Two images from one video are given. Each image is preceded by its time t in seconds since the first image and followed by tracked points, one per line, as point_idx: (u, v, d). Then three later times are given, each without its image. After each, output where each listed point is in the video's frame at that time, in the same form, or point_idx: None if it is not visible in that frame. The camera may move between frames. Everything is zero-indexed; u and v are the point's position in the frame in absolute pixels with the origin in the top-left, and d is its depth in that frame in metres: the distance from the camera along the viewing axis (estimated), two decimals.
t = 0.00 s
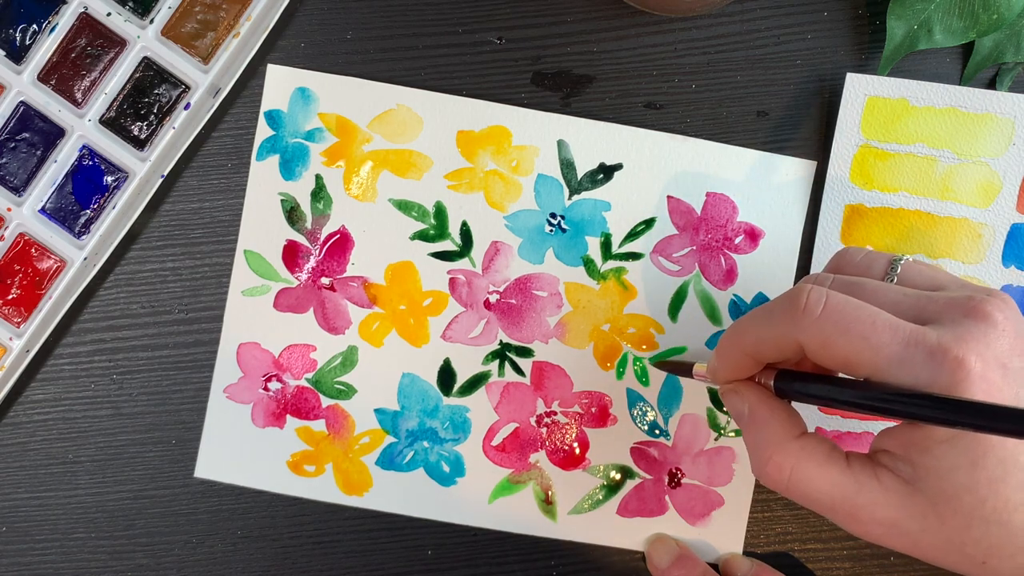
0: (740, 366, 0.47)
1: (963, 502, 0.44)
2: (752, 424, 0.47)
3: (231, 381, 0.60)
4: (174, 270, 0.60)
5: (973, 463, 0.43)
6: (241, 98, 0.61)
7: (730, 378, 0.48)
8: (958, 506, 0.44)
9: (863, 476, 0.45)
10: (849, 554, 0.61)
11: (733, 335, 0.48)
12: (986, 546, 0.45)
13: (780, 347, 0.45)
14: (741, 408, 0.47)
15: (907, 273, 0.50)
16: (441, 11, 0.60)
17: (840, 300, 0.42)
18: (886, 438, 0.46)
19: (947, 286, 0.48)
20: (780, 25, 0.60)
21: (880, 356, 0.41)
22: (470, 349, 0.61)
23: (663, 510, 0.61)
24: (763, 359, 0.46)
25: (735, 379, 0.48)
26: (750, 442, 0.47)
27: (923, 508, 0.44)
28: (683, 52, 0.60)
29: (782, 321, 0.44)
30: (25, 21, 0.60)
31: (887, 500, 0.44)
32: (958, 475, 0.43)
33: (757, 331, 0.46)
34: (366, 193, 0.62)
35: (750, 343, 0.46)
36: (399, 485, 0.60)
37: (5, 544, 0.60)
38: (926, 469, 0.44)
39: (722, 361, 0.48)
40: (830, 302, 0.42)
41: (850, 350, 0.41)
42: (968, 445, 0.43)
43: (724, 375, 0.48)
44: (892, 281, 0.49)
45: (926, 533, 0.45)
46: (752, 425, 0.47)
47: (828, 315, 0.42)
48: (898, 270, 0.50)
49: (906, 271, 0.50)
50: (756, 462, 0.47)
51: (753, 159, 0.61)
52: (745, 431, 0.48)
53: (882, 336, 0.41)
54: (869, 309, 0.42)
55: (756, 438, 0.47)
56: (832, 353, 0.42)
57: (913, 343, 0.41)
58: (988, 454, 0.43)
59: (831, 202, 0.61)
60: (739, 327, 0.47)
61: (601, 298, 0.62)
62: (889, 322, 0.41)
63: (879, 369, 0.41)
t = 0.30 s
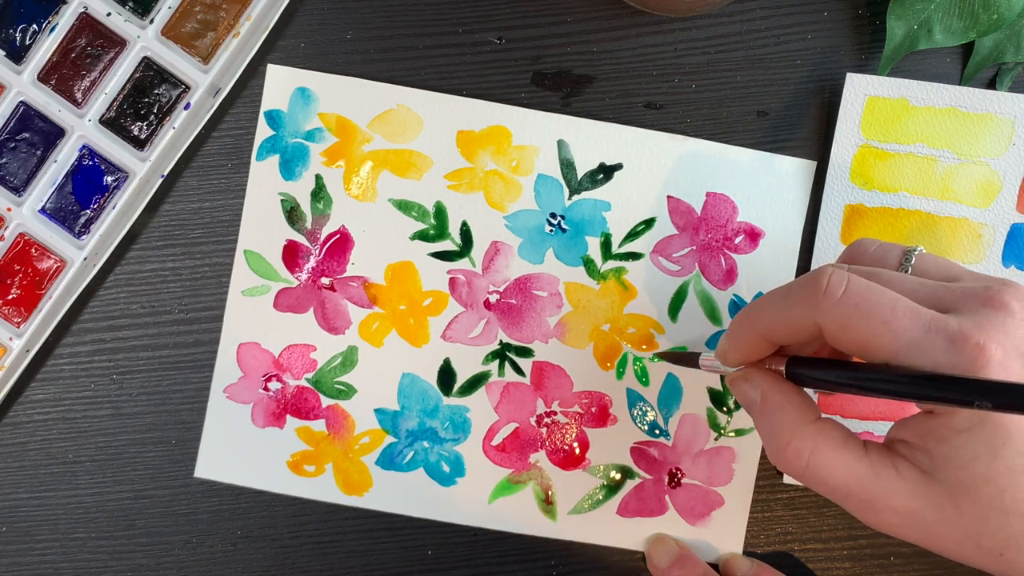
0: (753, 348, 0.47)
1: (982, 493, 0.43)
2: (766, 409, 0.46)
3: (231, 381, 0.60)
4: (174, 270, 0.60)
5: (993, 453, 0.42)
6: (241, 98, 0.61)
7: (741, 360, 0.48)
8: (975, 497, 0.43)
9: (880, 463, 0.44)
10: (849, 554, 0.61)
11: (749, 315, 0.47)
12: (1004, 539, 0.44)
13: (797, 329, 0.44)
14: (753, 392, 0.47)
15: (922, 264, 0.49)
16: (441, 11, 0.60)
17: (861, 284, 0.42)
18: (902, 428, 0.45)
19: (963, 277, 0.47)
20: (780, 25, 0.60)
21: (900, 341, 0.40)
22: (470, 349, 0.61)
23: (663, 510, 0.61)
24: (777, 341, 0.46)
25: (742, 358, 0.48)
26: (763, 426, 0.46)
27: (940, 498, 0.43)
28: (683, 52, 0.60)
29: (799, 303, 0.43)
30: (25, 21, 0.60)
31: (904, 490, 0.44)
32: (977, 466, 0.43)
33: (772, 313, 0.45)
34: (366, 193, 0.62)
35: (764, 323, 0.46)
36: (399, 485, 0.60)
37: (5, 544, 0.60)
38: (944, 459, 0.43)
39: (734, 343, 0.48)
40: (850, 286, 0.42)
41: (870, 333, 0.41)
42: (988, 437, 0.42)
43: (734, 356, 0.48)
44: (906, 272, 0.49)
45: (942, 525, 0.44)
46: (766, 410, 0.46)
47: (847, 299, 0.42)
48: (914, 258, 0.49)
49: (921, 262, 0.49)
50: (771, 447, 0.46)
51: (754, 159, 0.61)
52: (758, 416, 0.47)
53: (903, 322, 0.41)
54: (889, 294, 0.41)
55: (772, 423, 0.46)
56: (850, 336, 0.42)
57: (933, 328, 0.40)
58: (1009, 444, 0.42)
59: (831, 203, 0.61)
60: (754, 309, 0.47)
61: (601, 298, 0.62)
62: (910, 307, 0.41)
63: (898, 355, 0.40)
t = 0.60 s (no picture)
0: (773, 357, 0.45)
1: None
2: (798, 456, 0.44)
3: (231, 381, 0.60)
4: (174, 270, 0.60)
5: None
6: (241, 98, 0.61)
7: (758, 372, 0.45)
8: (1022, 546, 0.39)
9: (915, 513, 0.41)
10: (849, 555, 0.61)
11: (770, 322, 0.45)
12: None
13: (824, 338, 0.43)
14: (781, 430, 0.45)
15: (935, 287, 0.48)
16: (441, 11, 0.60)
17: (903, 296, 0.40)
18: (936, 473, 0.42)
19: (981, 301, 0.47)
20: (780, 25, 0.60)
21: (941, 359, 0.39)
22: (470, 349, 0.61)
23: (663, 510, 0.61)
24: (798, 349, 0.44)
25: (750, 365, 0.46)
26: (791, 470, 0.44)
27: (985, 546, 0.40)
28: (683, 52, 0.60)
29: (833, 310, 0.42)
30: (25, 21, 0.60)
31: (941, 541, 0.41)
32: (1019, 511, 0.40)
33: (796, 319, 0.44)
34: (366, 193, 0.62)
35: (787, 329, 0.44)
36: (399, 485, 0.60)
37: (5, 544, 0.60)
38: (983, 501, 0.40)
39: (751, 352, 0.45)
40: (889, 297, 0.40)
41: (908, 344, 0.39)
42: None
43: (749, 365, 0.46)
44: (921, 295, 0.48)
45: None
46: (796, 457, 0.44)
47: (886, 309, 0.40)
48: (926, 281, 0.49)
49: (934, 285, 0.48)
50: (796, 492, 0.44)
51: (754, 159, 0.61)
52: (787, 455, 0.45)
53: (945, 337, 0.39)
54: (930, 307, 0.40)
55: (803, 466, 0.43)
56: (889, 347, 0.40)
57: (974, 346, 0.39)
58: None
59: (831, 203, 0.61)
60: (777, 316, 0.45)
61: (601, 298, 0.62)
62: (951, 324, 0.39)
63: (936, 373, 0.39)
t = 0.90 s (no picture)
0: (806, 341, 0.40)
1: None
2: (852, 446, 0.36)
3: (231, 381, 0.60)
4: (174, 270, 0.60)
5: None
6: (241, 98, 0.61)
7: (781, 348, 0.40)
8: None
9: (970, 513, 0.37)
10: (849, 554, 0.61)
11: (810, 303, 0.39)
12: None
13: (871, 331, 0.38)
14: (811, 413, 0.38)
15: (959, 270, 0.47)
16: (441, 11, 0.60)
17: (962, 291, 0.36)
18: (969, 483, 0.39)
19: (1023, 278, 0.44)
20: (780, 25, 0.60)
21: (1003, 370, 0.35)
22: (470, 349, 0.61)
23: (663, 510, 0.61)
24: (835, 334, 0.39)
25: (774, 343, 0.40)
26: (836, 463, 0.37)
27: None
28: (683, 52, 0.60)
29: (890, 301, 0.37)
30: (25, 21, 0.60)
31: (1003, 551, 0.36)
32: None
33: (842, 304, 0.38)
34: (366, 193, 0.62)
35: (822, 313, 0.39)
36: (399, 485, 0.60)
37: (5, 544, 0.60)
38: None
39: (782, 328, 0.40)
40: (953, 294, 0.36)
41: (966, 355, 0.35)
42: None
43: (775, 341, 0.40)
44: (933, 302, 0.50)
45: None
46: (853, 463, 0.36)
47: (951, 309, 0.35)
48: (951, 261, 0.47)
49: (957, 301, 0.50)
50: (851, 490, 0.37)
51: (755, 159, 0.61)
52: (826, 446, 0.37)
53: (1009, 349, 0.35)
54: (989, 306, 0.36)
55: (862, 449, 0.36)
56: (946, 350, 0.36)
57: None
58: None
59: (831, 203, 0.61)
60: (817, 292, 0.39)
61: (601, 298, 0.62)
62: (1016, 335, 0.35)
63: (994, 380, 0.35)
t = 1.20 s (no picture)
0: (722, 253, 0.44)
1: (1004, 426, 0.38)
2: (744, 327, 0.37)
3: (231, 381, 0.60)
4: (174, 270, 0.60)
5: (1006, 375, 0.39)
6: (241, 98, 0.60)
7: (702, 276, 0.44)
8: (992, 431, 0.38)
9: (892, 403, 0.38)
10: (849, 554, 0.61)
11: (718, 216, 0.43)
12: None
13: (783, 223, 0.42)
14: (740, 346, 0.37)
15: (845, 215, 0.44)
16: (441, 11, 0.60)
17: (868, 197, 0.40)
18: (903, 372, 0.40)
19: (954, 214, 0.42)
20: (780, 25, 0.60)
21: (907, 237, 0.39)
22: (470, 349, 0.61)
23: (663, 510, 0.61)
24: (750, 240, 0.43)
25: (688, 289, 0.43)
26: (749, 376, 0.37)
27: (967, 437, 0.37)
28: (683, 52, 0.60)
29: (790, 188, 0.41)
30: (25, 21, 0.60)
31: (921, 423, 0.37)
32: (995, 410, 0.38)
33: (746, 203, 0.42)
34: (366, 193, 0.61)
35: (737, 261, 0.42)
36: (399, 485, 0.60)
37: (5, 544, 0.60)
38: (958, 389, 0.38)
39: (697, 256, 0.44)
40: (845, 179, 0.40)
41: (869, 225, 0.40)
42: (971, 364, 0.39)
43: (692, 269, 0.43)
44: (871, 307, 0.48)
45: (966, 484, 0.37)
46: (757, 345, 0.37)
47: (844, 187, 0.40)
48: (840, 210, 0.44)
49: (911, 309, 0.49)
50: (760, 381, 0.37)
51: (755, 159, 0.61)
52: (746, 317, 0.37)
53: (907, 217, 0.40)
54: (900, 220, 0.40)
55: (767, 359, 0.36)
56: (846, 220, 0.40)
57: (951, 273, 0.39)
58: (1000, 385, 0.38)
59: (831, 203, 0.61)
60: (726, 208, 0.43)
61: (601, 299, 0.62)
62: (912, 206, 0.40)
63: (898, 252, 0.39)
